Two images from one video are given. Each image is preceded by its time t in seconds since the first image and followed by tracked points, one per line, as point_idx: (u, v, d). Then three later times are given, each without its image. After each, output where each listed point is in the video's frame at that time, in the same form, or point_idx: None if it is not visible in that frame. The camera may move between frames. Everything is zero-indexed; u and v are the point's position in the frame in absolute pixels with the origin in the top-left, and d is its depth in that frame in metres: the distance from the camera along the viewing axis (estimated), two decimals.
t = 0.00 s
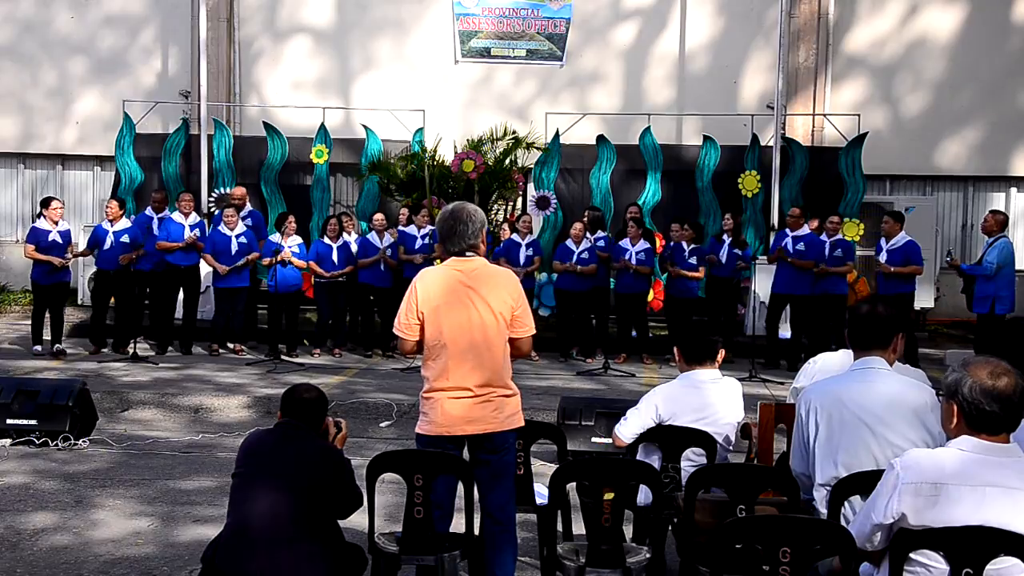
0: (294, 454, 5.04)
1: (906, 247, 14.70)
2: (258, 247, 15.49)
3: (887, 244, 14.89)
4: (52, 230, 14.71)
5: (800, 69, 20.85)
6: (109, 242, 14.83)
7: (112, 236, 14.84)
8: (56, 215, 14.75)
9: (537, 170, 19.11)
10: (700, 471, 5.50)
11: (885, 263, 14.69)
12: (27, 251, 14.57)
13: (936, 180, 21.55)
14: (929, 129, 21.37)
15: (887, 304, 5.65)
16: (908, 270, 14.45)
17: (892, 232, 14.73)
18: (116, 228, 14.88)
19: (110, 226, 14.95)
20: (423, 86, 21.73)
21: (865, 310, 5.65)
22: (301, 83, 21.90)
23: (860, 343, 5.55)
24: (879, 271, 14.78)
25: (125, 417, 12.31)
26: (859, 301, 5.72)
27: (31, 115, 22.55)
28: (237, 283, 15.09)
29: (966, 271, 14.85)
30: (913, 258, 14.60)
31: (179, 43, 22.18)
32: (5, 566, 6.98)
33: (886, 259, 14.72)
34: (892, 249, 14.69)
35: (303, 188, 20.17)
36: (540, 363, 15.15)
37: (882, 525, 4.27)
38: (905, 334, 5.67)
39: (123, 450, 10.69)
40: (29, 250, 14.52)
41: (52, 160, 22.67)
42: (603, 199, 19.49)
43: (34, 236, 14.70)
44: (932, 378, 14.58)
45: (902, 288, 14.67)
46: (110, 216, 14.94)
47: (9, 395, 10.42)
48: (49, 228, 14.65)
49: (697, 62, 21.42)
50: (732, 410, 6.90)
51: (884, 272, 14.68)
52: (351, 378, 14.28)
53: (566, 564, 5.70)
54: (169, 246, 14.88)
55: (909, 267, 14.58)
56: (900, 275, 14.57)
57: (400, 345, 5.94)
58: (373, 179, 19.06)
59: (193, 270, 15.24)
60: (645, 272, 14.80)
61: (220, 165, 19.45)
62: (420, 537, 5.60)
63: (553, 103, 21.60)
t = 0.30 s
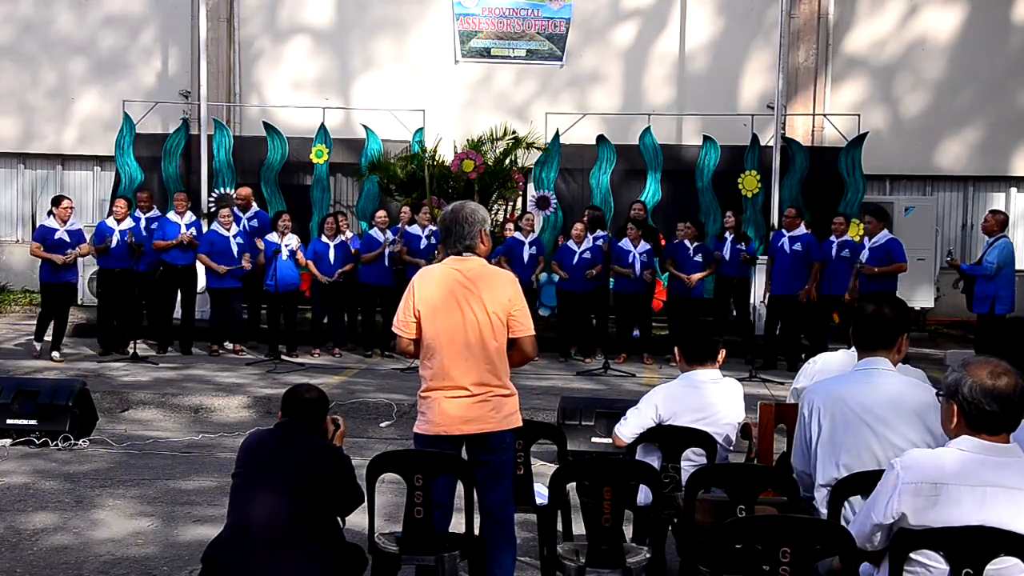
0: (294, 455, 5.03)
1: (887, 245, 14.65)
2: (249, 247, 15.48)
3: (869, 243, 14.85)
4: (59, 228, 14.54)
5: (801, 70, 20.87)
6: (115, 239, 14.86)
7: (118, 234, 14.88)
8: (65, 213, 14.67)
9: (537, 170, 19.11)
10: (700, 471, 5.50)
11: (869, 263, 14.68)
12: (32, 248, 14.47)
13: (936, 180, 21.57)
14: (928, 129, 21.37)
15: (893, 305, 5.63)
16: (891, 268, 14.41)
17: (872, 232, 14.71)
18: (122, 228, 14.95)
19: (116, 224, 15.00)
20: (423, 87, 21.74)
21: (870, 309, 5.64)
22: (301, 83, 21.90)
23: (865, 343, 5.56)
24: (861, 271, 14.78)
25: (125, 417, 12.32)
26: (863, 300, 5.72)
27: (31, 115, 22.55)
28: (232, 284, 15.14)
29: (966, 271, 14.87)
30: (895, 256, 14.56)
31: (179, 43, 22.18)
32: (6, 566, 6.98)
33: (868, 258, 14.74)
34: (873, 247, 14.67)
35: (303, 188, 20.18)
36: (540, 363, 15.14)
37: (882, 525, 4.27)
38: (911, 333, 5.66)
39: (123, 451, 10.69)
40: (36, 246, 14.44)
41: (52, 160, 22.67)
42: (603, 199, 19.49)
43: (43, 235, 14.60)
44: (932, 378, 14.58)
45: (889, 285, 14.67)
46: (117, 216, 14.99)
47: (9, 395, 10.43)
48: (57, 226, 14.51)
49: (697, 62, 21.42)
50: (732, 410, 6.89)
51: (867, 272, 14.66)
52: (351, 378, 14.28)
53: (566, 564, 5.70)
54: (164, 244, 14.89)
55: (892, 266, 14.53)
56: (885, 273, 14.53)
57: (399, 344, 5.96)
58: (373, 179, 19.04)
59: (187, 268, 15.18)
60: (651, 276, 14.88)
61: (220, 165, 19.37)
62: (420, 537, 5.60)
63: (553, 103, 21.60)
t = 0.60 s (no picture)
0: (294, 455, 5.03)
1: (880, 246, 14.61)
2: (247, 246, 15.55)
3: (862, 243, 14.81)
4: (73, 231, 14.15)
5: (801, 71, 21.01)
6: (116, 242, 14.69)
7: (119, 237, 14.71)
8: (77, 217, 14.26)
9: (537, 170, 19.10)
10: (700, 471, 5.50)
11: (861, 264, 14.58)
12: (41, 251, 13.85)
13: (936, 180, 21.58)
14: (929, 129, 21.36)
15: (896, 304, 5.61)
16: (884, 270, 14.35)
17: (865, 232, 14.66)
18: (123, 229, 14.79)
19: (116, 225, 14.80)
20: (423, 87, 21.74)
21: (871, 309, 5.62)
22: (301, 83, 21.89)
23: (867, 343, 5.56)
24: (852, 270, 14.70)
25: (125, 417, 12.33)
26: (863, 299, 5.73)
27: (31, 115, 22.56)
28: (229, 284, 15.13)
29: (966, 271, 14.85)
30: (888, 258, 14.53)
31: (179, 43, 22.18)
32: (6, 566, 6.98)
33: (861, 258, 14.65)
34: (866, 248, 14.59)
35: (303, 188, 20.19)
36: (540, 363, 15.13)
37: (883, 525, 4.27)
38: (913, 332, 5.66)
39: (123, 451, 10.69)
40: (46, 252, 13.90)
41: (52, 160, 22.69)
42: (603, 199, 19.47)
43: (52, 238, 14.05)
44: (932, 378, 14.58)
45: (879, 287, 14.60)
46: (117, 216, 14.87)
47: (9, 395, 10.43)
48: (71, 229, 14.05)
49: (697, 62, 21.41)
50: (732, 410, 6.90)
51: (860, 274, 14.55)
52: (352, 378, 14.27)
53: (566, 564, 5.70)
54: (160, 244, 14.94)
55: (885, 268, 14.49)
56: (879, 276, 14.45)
57: (400, 344, 5.99)
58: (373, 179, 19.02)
59: (183, 267, 15.30)
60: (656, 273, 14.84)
61: (220, 165, 19.33)
62: (419, 537, 5.60)
63: (553, 103, 21.59)
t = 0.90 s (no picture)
0: (293, 454, 5.03)
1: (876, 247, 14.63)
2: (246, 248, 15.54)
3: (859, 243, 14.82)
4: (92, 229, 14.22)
5: (801, 71, 20.97)
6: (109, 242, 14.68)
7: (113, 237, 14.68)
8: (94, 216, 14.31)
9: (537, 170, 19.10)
10: (701, 471, 5.50)
11: (857, 264, 14.60)
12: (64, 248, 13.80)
13: (936, 180, 21.58)
14: (929, 129, 21.36)
15: (893, 306, 5.61)
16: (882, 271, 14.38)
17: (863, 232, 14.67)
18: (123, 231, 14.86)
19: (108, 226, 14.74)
20: (423, 87, 21.74)
21: (869, 310, 5.62)
22: (301, 83, 21.89)
23: (867, 343, 5.56)
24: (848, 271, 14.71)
25: (125, 417, 12.34)
26: (865, 299, 5.70)
27: (31, 115, 22.55)
28: (229, 284, 15.08)
29: (967, 271, 14.84)
30: (885, 259, 14.57)
31: (179, 44, 22.18)
32: (5, 566, 6.97)
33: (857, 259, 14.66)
34: (863, 248, 14.60)
35: (303, 188, 20.18)
36: (540, 363, 15.12)
37: (882, 525, 4.27)
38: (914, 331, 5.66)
39: (123, 451, 10.69)
40: (67, 249, 13.90)
41: (52, 160, 22.68)
42: (603, 199, 19.47)
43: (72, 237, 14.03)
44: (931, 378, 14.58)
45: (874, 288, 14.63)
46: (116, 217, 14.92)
47: (9, 395, 10.43)
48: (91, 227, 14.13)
49: (697, 62, 21.41)
50: (732, 410, 6.90)
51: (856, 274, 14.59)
52: (351, 378, 14.26)
53: (566, 564, 5.70)
54: (157, 245, 14.93)
55: (882, 269, 14.52)
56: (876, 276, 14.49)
57: (401, 343, 6.01)
58: (373, 179, 19.00)
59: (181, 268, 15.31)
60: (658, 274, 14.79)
61: (220, 165, 19.31)
62: (419, 537, 5.59)
63: (552, 103, 21.59)
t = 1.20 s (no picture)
0: (293, 454, 5.04)
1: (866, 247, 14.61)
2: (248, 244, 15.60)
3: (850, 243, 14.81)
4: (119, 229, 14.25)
5: (801, 70, 20.97)
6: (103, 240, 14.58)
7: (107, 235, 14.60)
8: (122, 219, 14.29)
9: (537, 170, 19.10)
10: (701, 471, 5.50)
11: (848, 262, 14.60)
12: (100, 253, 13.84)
13: (936, 180, 21.59)
14: (929, 129, 21.35)
15: (892, 305, 5.61)
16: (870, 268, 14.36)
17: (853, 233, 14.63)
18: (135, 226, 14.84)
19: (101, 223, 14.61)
20: (423, 87, 21.74)
21: (868, 309, 5.62)
22: (301, 83, 21.88)
23: (866, 342, 5.56)
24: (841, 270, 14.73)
25: (125, 417, 12.35)
26: (863, 298, 5.71)
27: (31, 115, 22.54)
28: (230, 282, 15.07)
29: (966, 271, 14.84)
30: (874, 257, 14.56)
31: (179, 43, 22.18)
32: (5, 566, 6.97)
33: (848, 257, 14.65)
34: (854, 248, 14.62)
35: (303, 188, 20.17)
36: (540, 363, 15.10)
37: (882, 525, 4.26)
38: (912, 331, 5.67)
39: (123, 451, 10.70)
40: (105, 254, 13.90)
41: (52, 160, 22.68)
42: (603, 199, 19.47)
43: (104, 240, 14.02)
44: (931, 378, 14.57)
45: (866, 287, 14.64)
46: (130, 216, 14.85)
47: (9, 395, 10.42)
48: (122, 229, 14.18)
49: (697, 62, 21.41)
50: (732, 410, 6.91)
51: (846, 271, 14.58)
52: (351, 378, 14.25)
53: (566, 564, 5.69)
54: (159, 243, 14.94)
55: (872, 266, 14.51)
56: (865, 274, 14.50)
57: (402, 343, 6.02)
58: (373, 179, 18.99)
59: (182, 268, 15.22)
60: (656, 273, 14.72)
61: (220, 165, 19.32)
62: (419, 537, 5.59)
63: (552, 103, 21.59)
